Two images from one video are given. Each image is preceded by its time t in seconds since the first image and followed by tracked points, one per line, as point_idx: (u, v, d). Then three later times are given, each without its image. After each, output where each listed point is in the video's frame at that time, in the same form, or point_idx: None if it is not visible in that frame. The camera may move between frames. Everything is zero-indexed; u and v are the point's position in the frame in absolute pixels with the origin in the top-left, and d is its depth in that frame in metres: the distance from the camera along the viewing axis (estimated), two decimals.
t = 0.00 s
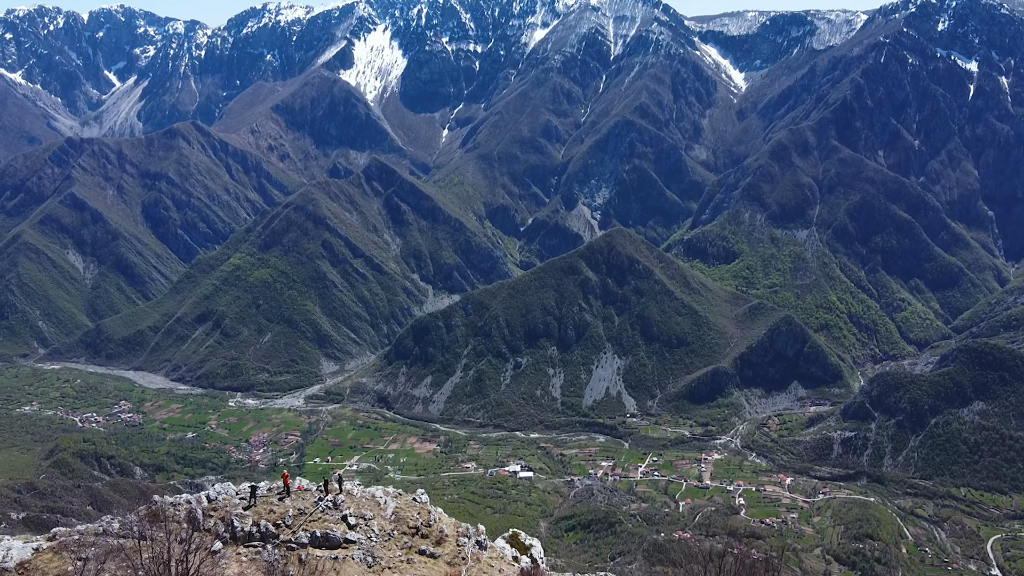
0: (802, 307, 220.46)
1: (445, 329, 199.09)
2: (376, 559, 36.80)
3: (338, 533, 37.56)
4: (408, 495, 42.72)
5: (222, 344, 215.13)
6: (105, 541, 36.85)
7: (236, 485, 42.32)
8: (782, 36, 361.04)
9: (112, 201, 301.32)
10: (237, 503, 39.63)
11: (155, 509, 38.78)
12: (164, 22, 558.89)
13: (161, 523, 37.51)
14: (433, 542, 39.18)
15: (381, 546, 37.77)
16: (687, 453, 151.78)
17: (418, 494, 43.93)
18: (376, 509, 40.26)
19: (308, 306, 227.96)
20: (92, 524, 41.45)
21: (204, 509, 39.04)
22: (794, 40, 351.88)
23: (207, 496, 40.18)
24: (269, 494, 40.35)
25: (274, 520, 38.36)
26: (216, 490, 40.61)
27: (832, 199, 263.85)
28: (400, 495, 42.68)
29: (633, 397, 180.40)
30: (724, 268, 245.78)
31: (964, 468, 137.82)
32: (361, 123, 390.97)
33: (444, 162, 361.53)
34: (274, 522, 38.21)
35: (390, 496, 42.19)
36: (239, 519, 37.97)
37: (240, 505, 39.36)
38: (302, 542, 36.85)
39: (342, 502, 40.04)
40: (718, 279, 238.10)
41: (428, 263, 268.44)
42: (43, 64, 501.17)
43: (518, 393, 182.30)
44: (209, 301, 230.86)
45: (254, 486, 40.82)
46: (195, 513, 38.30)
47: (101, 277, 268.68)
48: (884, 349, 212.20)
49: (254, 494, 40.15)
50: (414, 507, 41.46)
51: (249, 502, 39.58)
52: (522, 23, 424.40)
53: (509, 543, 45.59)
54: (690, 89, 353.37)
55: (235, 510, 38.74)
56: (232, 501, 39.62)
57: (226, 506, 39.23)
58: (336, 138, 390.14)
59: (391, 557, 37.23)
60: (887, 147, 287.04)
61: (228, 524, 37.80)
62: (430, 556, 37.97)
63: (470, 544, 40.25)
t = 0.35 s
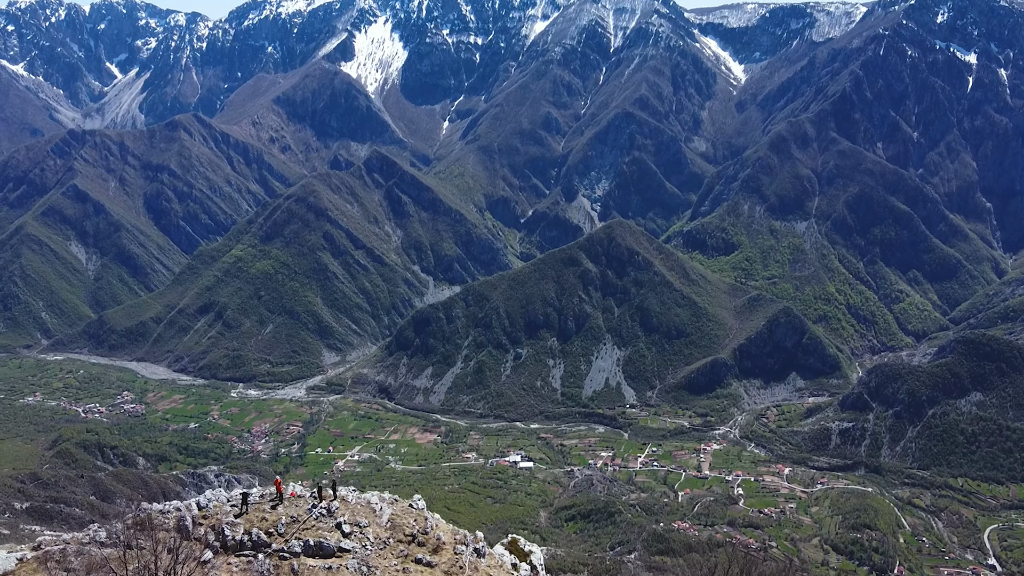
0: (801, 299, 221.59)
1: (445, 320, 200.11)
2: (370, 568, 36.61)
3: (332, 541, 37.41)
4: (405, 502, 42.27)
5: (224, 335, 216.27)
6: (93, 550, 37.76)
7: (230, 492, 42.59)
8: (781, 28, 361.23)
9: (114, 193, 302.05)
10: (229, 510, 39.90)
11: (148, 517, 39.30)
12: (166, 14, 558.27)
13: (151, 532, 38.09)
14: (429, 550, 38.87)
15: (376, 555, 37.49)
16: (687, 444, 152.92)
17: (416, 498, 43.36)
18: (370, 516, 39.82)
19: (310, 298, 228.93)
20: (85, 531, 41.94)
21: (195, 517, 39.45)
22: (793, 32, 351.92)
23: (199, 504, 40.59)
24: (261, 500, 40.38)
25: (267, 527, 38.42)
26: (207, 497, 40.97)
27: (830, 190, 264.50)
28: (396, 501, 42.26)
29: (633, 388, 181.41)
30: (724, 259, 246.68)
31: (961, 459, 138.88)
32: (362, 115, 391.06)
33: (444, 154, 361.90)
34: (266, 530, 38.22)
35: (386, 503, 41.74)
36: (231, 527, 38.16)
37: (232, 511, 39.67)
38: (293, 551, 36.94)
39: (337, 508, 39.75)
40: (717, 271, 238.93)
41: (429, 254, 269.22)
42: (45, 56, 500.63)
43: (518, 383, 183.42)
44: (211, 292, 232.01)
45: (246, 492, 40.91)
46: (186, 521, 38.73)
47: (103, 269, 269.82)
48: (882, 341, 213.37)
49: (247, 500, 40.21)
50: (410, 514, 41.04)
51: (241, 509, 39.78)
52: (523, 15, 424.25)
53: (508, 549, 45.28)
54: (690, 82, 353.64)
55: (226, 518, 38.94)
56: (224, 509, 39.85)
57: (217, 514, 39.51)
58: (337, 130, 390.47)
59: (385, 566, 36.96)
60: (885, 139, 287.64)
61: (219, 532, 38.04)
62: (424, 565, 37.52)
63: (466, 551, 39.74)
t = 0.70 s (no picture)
0: (799, 290, 222.69)
1: (446, 310, 201.04)
2: None
3: (325, 552, 36.49)
4: (400, 509, 41.41)
5: (225, 325, 217.40)
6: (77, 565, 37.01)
7: (219, 500, 42.03)
8: (781, 19, 361.34)
9: (117, 184, 302.61)
10: (219, 521, 39.09)
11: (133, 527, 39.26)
12: (167, 5, 557.49)
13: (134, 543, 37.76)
14: (426, 561, 37.70)
15: (371, 567, 36.42)
16: (685, 433, 154.13)
17: (413, 507, 42.61)
18: (365, 526, 38.99)
19: (311, 288, 229.85)
20: (65, 545, 41.45)
21: (183, 528, 38.76)
22: (793, 24, 351.75)
23: (186, 513, 40.06)
24: (251, 509, 39.76)
25: (258, 537, 37.65)
26: (196, 506, 40.42)
27: (829, 181, 265.11)
28: (391, 509, 41.37)
29: (634, 378, 182.55)
30: (723, 250, 247.59)
31: (958, 448, 139.97)
32: (363, 106, 390.99)
33: (445, 145, 362.22)
34: (257, 540, 37.44)
35: (381, 511, 40.91)
36: (221, 538, 37.45)
37: (220, 522, 38.87)
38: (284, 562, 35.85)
39: (330, 518, 38.91)
40: (716, 262, 239.84)
41: (430, 245, 270.09)
42: (47, 47, 500.23)
43: (518, 373, 184.46)
44: (213, 283, 232.95)
45: (236, 502, 40.29)
46: (173, 530, 38.30)
47: (106, 259, 270.79)
48: (880, 331, 214.54)
49: (237, 510, 39.61)
50: (406, 523, 40.11)
51: (230, 518, 39.08)
52: (523, 6, 423.75)
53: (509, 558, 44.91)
54: (689, 73, 353.74)
55: (215, 527, 38.28)
56: (212, 517, 39.32)
57: (205, 523, 38.92)
58: (338, 121, 390.66)
59: None
60: (884, 131, 288.24)
61: (207, 544, 37.35)
62: None
63: (465, 562, 38.68)
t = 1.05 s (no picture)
0: (798, 281, 223.61)
1: (447, 301, 201.83)
2: None
3: (317, 562, 39.40)
4: (396, 517, 44.10)
5: (227, 316, 218.44)
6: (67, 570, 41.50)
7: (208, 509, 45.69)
8: (780, 11, 361.44)
9: (119, 175, 303.17)
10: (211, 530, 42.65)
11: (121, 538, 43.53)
12: None
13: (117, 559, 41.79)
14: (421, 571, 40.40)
15: None
16: (685, 423, 155.23)
17: (410, 514, 45.22)
18: (359, 534, 41.88)
19: (313, 279, 230.79)
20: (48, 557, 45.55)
21: (171, 538, 42.50)
22: (793, 15, 351.59)
23: (175, 522, 43.81)
24: (242, 519, 43.11)
25: (248, 547, 40.90)
26: (185, 515, 44.10)
27: (829, 172, 265.56)
28: (387, 517, 44.11)
29: (634, 368, 183.66)
30: (723, 241, 248.34)
31: (955, 438, 141.09)
32: (364, 97, 390.64)
33: (446, 136, 362.41)
34: (248, 551, 40.69)
35: (376, 519, 43.74)
36: (210, 549, 40.79)
37: (210, 531, 42.34)
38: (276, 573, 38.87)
39: (324, 525, 42.05)
40: (716, 253, 240.56)
41: (430, 236, 270.88)
42: (49, 39, 500.01)
43: (519, 364, 185.50)
44: (215, 274, 233.87)
45: (226, 510, 43.79)
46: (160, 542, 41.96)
47: (109, 250, 271.68)
48: (879, 322, 215.65)
49: (227, 519, 42.94)
50: (401, 530, 42.83)
51: (220, 526, 42.62)
52: None
53: (506, 565, 47.40)
54: (689, 64, 353.80)
55: (204, 538, 41.65)
56: (201, 527, 42.89)
57: (194, 532, 42.49)
58: (339, 112, 390.71)
59: None
60: (884, 122, 288.72)
61: (199, 555, 40.65)
62: None
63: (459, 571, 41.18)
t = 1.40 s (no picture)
0: (797, 271, 224.50)
1: (448, 291, 202.75)
2: None
3: None
4: (391, 526, 42.56)
5: (229, 306, 219.39)
6: None
7: (196, 518, 43.50)
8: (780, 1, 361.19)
9: (121, 164, 303.48)
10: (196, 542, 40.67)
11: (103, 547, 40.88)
12: None
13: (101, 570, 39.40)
14: None
15: None
16: (684, 412, 156.42)
17: (405, 520, 43.65)
18: (353, 545, 40.24)
19: (314, 269, 231.72)
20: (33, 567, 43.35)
21: (157, 550, 40.43)
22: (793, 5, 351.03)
23: (160, 532, 41.61)
24: (230, 529, 41.19)
25: (237, 560, 39.23)
26: (171, 525, 41.88)
27: (828, 162, 265.90)
28: (382, 525, 42.56)
29: (633, 357, 184.79)
30: (722, 231, 249.06)
31: (952, 427, 142.20)
32: (365, 87, 390.38)
33: (446, 126, 362.56)
34: (236, 564, 38.95)
35: (372, 528, 42.12)
36: (195, 563, 39.11)
37: (197, 542, 40.47)
38: None
39: (317, 537, 40.23)
40: (715, 243, 241.33)
41: (431, 226, 271.69)
42: (50, 29, 499.29)
43: (519, 352, 186.59)
44: (217, 263, 234.63)
45: (214, 520, 41.71)
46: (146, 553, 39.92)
47: (111, 240, 272.46)
48: (877, 311, 216.73)
49: (215, 529, 41.07)
50: (397, 541, 41.39)
51: (206, 539, 40.66)
52: None
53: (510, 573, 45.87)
54: (689, 54, 353.42)
55: (192, 550, 39.90)
56: (189, 538, 40.80)
57: (181, 544, 40.49)
58: (340, 102, 390.66)
59: None
60: (883, 112, 289.13)
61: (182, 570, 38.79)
62: None
63: None
